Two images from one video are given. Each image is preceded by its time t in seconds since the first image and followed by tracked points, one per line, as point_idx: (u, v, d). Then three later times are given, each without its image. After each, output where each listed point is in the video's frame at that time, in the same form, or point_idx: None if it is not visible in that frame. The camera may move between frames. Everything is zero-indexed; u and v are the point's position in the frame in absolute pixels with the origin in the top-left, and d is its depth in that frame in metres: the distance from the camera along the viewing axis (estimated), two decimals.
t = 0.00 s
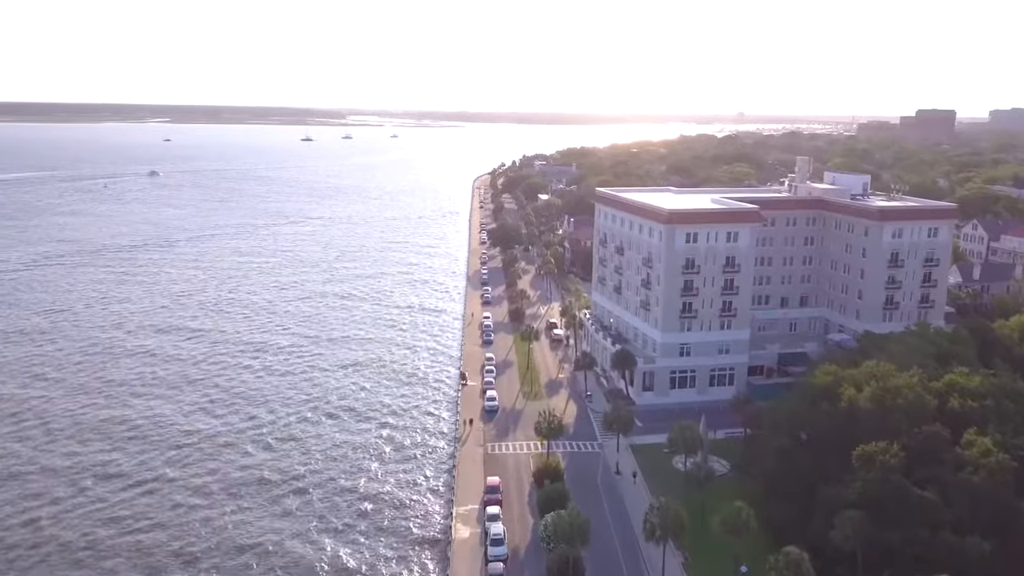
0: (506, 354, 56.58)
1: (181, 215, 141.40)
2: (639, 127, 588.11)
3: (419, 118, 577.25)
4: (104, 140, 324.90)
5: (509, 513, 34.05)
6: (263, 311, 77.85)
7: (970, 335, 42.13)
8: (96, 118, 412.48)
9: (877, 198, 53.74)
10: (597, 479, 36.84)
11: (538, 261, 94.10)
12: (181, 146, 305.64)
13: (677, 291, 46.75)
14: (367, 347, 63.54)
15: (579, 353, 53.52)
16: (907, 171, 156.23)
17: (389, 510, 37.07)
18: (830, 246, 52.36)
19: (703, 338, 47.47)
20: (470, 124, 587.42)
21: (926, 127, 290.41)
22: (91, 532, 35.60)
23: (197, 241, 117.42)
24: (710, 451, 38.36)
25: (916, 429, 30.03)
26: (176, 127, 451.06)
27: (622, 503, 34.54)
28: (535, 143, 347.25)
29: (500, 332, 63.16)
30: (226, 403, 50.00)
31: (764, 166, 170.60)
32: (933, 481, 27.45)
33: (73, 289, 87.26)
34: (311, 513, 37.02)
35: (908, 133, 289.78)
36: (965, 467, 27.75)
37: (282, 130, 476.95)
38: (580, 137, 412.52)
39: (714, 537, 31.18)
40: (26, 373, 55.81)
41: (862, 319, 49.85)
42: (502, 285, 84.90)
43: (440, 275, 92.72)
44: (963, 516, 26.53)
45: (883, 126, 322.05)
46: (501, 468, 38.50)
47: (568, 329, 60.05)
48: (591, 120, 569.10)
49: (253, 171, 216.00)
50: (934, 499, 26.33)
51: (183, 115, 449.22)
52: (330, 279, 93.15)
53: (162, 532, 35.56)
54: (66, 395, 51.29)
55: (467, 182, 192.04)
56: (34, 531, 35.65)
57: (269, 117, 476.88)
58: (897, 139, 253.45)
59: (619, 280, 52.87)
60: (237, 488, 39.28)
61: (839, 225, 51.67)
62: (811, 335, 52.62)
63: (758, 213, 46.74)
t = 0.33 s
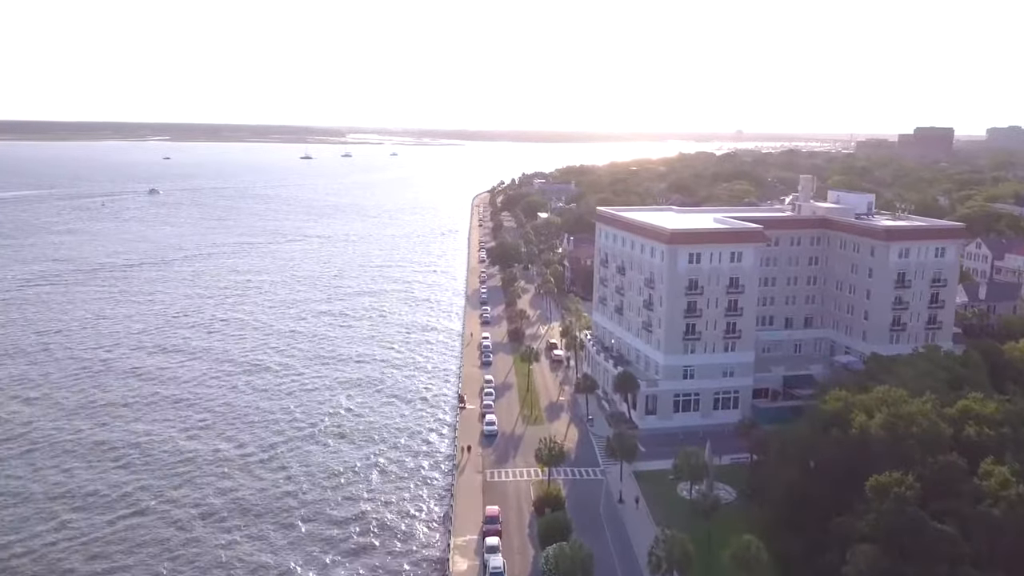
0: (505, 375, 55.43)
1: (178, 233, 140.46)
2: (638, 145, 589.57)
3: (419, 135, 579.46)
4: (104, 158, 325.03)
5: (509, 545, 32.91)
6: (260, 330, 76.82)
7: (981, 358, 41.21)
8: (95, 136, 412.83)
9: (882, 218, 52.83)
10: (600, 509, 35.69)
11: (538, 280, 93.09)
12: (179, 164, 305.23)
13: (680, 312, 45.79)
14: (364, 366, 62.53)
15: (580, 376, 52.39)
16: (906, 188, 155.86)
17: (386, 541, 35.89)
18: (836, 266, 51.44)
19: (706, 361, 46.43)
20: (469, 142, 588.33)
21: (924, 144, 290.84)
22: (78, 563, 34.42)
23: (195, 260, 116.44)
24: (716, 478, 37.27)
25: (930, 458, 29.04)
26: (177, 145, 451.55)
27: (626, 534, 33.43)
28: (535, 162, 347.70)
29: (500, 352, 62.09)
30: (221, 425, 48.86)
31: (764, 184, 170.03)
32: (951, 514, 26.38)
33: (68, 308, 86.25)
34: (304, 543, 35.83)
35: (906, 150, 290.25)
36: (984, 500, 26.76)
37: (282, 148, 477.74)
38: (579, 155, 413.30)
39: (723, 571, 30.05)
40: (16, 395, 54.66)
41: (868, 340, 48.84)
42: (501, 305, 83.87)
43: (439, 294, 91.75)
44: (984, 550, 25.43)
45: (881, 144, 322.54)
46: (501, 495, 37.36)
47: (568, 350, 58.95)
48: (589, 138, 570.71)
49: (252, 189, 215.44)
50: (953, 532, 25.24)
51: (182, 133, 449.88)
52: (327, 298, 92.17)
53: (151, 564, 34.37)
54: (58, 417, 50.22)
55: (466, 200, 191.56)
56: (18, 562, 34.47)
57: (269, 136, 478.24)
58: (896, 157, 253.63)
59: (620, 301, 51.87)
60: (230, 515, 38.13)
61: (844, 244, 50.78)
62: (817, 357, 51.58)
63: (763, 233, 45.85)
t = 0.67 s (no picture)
0: (504, 397, 54.22)
1: (176, 250, 139.61)
2: (638, 162, 591.17)
3: (418, 153, 581.88)
4: (104, 175, 325.03)
5: None
6: (257, 349, 75.74)
7: (993, 382, 40.26)
8: (95, 154, 413.04)
9: (888, 237, 51.94)
10: (602, 537, 34.58)
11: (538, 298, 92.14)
12: (179, 181, 304.98)
13: (684, 333, 44.80)
14: (362, 386, 61.47)
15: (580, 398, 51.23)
16: (906, 205, 155.50)
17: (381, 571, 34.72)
18: (841, 286, 50.51)
19: (710, 383, 45.35)
20: (469, 160, 589.57)
21: (922, 162, 291.32)
22: None
23: (192, 278, 115.52)
24: (721, 505, 36.16)
25: (946, 488, 28.04)
26: (177, 162, 452.15)
27: (630, 565, 32.29)
28: (534, 179, 348.32)
29: (499, 372, 60.94)
30: (214, 450, 47.73)
31: (764, 201, 169.55)
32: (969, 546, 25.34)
33: (63, 326, 85.18)
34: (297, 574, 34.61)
35: (904, 167, 290.77)
36: (1005, 532, 25.68)
37: (281, 165, 478.28)
38: (579, 173, 414.08)
39: None
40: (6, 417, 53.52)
41: (876, 361, 47.78)
42: (500, 323, 82.87)
43: (437, 313, 90.79)
44: None
45: (879, 161, 322.98)
46: (500, 524, 36.19)
47: (569, 370, 57.88)
48: (588, 155, 573.30)
49: (251, 206, 214.88)
50: (973, 566, 24.18)
51: (183, 150, 450.62)
52: (326, 316, 91.20)
53: None
54: (48, 440, 49.06)
55: (465, 217, 191.04)
56: None
57: (269, 153, 479.13)
58: (893, 174, 254.56)
59: (622, 320, 50.91)
60: (222, 546, 36.96)
61: (850, 264, 49.88)
62: (822, 379, 50.50)
63: (767, 252, 44.95)
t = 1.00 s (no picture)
0: (504, 418, 53.03)
1: (173, 267, 138.80)
2: (637, 178, 591.65)
3: (418, 169, 582.08)
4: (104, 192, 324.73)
5: None
6: (252, 367, 74.75)
7: (1006, 404, 39.27)
8: (94, 170, 413.09)
9: (895, 254, 51.04)
10: (606, 567, 33.46)
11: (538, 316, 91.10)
12: (177, 198, 304.31)
13: (688, 353, 43.76)
14: (359, 406, 60.44)
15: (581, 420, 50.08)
16: (907, 222, 154.87)
17: None
18: (847, 305, 49.53)
19: (714, 404, 44.26)
20: (468, 176, 590.92)
21: (921, 177, 291.36)
22: None
23: (189, 295, 114.56)
24: (728, 532, 34.99)
25: (964, 518, 27.05)
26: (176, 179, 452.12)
27: None
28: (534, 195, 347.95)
29: (499, 392, 59.80)
30: (208, 475, 46.56)
31: (765, 217, 168.76)
32: None
33: (56, 344, 84.08)
34: None
35: (903, 183, 290.62)
36: None
37: (280, 181, 478.46)
38: (579, 189, 414.50)
39: None
40: None
41: (884, 382, 46.71)
42: (499, 341, 81.78)
43: (436, 330, 89.69)
44: None
45: (877, 177, 322.81)
46: (499, 551, 35.05)
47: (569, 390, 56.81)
48: (587, 172, 574.50)
49: (250, 223, 214.15)
50: None
51: (183, 166, 451.15)
52: (322, 333, 90.21)
53: None
54: (35, 465, 47.93)
55: (464, 234, 190.22)
56: None
57: (269, 169, 479.43)
58: (893, 189, 254.41)
59: (624, 340, 49.88)
60: None
61: (856, 281, 48.92)
62: (829, 400, 49.39)
63: (771, 270, 44.01)
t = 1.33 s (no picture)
0: (503, 437, 51.88)
1: (171, 282, 138.09)
2: (636, 192, 592.48)
3: (418, 184, 582.70)
4: (102, 206, 324.03)
5: None
6: (249, 383, 73.68)
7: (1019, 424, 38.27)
8: (95, 184, 412.72)
9: (901, 270, 50.09)
10: None
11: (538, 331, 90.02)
12: (177, 212, 303.52)
13: (692, 371, 42.70)
14: (357, 423, 59.36)
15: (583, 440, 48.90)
16: (909, 236, 154.08)
17: None
18: (854, 321, 48.55)
19: (719, 424, 43.16)
20: (468, 190, 591.63)
21: (920, 191, 291.57)
22: None
23: (186, 310, 113.37)
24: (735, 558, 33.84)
25: (985, 548, 26.05)
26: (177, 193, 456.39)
27: None
28: (534, 210, 347.49)
29: (498, 410, 58.65)
30: (201, 499, 45.46)
31: (766, 232, 168.07)
32: None
33: (50, 360, 82.91)
34: None
35: (902, 197, 290.23)
36: None
37: (280, 195, 478.39)
38: (578, 204, 414.21)
39: None
40: None
41: (892, 401, 45.65)
42: (499, 356, 80.62)
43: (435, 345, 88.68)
44: None
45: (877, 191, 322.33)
46: None
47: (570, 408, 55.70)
48: (586, 186, 575.44)
49: (249, 238, 213.14)
50: None
51: (183, 181, 454.23)
52: (320, 348, 89.17)
53: None
54: (24, 488, 46.76)
55: (464, 248, 189.28)
56: None
57: (268, 184, 479.40)
58: (893, 203, 254.16)
59: (626, 357, 48.86)
60: None
61: (863, 297, 47.93)
62: (835, 419, 48.30)
63: (777, 286, 43.03)
